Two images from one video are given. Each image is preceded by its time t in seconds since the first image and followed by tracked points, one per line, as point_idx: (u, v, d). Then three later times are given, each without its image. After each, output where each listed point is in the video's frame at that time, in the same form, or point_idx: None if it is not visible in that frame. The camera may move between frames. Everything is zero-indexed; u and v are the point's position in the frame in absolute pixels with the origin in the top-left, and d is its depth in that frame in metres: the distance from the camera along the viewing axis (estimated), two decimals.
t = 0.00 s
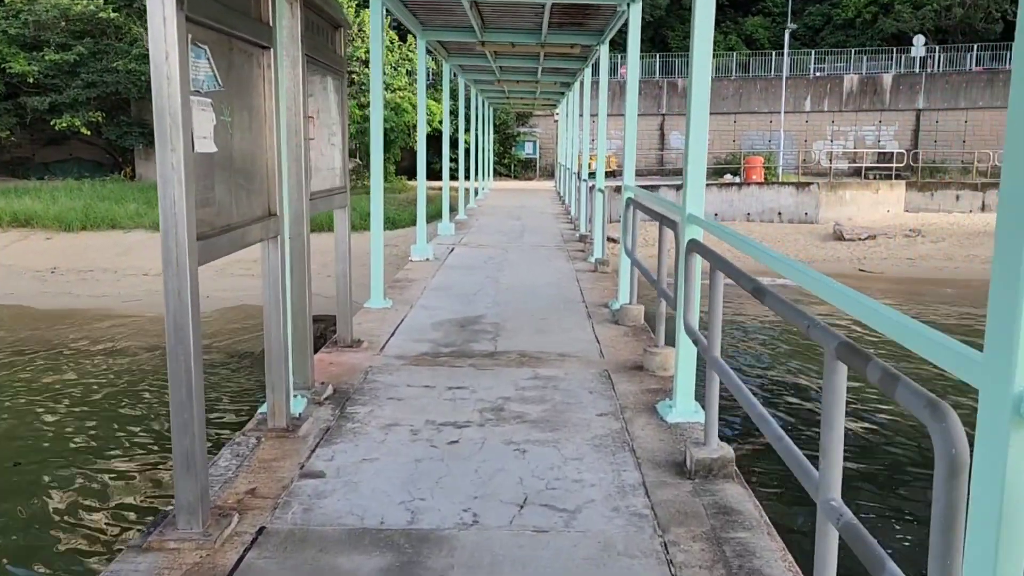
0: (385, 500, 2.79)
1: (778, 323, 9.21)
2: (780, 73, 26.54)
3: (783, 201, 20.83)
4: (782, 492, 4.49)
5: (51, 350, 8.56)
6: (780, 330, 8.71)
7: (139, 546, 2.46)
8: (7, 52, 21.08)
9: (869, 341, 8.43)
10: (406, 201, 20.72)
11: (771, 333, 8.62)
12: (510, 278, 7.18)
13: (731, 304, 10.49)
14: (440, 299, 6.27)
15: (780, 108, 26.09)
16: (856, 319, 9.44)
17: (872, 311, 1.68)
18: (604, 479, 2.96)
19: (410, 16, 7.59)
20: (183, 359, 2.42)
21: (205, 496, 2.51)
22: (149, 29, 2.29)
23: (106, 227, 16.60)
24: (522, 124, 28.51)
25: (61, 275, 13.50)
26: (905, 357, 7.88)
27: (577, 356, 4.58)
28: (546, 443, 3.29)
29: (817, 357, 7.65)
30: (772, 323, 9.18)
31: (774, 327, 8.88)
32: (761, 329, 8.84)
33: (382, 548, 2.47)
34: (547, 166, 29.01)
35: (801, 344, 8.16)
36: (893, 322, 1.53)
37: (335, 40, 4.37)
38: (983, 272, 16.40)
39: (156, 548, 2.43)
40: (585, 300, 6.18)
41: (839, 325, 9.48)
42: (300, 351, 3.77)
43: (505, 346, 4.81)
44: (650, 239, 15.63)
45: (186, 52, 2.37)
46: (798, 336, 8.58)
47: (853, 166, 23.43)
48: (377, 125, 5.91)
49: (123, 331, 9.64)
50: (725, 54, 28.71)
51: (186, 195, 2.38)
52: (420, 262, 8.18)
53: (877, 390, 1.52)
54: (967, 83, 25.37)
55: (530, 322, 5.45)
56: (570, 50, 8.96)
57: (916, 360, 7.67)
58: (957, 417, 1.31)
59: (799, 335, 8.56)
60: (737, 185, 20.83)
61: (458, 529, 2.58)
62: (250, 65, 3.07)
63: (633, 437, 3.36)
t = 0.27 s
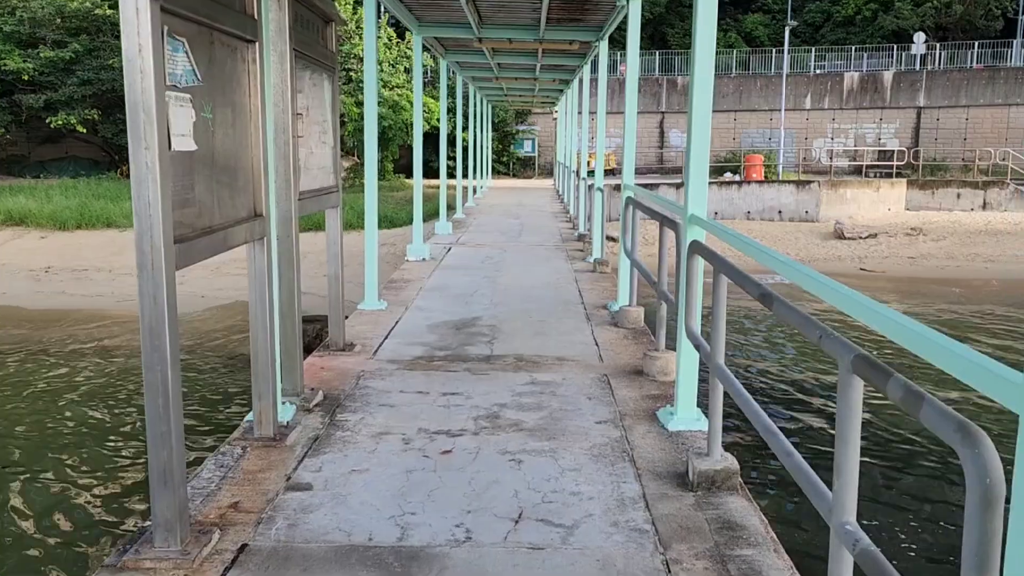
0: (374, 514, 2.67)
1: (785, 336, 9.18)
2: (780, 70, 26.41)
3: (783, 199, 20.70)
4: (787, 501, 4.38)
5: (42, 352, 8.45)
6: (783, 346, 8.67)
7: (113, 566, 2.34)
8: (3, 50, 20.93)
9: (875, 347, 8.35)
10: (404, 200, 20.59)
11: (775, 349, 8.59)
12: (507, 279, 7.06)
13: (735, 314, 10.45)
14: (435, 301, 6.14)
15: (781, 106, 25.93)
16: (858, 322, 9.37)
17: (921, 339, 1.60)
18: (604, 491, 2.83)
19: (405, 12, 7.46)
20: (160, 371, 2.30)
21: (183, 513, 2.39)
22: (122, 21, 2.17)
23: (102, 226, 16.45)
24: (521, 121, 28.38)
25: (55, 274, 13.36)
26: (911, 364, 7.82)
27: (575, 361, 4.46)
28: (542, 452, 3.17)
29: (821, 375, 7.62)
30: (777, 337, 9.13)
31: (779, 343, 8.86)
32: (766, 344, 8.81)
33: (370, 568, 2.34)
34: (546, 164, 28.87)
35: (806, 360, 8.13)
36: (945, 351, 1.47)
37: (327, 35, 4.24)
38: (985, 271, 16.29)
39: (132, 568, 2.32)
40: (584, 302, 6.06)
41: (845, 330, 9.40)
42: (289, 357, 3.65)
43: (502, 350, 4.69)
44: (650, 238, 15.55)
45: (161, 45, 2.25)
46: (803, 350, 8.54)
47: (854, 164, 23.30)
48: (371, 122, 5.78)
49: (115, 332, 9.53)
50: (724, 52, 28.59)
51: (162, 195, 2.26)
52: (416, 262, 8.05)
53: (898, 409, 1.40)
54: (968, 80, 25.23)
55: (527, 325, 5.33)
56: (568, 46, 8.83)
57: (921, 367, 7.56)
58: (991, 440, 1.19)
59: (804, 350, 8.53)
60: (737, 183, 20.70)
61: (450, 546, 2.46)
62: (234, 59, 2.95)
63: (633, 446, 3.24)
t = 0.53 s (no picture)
0: (369, 533, 2.53)
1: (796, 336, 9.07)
2: (780, 68, 26.28)
3: (784, 197, 20.56)
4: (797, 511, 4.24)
5: (33, 353, 8.33)
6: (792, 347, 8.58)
7: None
8: None
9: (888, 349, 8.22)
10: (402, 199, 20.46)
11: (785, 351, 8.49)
12: (507, 280, 6.92)
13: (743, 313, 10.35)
14: (433, 303, 6.01)
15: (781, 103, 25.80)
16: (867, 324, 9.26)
17: (946, 345, 1.46)
18: (610, 507, 2.70)
19: (403, 8, 7.32)
20: (140, 384, 2.16)
21: (166, 533, 2.25)
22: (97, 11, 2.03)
23: (98, 226, 16.30)
24: (519, 120, 28.24)
25: (50, 275, 13.22)
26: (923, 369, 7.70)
27: (577, 365, 4.33)
28: (545, 464, 3.04)
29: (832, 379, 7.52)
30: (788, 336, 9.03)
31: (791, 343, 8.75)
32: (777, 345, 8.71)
33: None
34: (545, 163, 28.72)
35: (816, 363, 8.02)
36: (980, 359, 1.35)
37: (320, 30, 4.09)
38: (988, 270, 16.17)
39: None
40: (586, 303, 5.93)
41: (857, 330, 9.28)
42: (282, 363, 3.51)
43: (502, 354, 4.56)
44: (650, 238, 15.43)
45: (139, 38, 2.11)
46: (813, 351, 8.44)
47: (855, 162, 23.17)
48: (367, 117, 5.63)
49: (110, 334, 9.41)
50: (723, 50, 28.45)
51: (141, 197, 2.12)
52: (415, 262, 7.91)
53: (944, 435, 1.26)
54: (969, 77, 25.11)
55: (528, 328, 5.19)
56: (568, 43, 8.68)
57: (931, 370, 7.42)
58: None
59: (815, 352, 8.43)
60: (737, 181, 20.58)
61: (449, 568, 2.32)
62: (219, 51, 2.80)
63: (641, 456, 3.11)
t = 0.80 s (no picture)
0: (369, 559, 2.39)
1: (802, 335, 8.97)
2: (781, 65, 26.11)
3: (786, 195, 20.41)
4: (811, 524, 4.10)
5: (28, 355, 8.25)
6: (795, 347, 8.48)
7: None
8: None
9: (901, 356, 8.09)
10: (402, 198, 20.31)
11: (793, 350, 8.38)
12: (509, 283, 6.78)
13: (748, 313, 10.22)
14: (435, 306, 5.87)
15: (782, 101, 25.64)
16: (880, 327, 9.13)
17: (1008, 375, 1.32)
18: (624, 530, 2.56)
19: (403, 6, 7.17)
20: (124, 408, 2.02)
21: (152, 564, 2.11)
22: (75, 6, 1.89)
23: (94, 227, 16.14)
24: (519, 118, 28.08)
25: (46, 276, 13.07)
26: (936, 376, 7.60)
27: (584, 374, 4.18)
28: (554, 482, 2.90)
29: (839, 379, 7.42)
30: (793, 337, 8.92)
31: (798, 344, 8.63)
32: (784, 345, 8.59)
33: None
34: (545, 161, 28.54)
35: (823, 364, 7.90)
36: None
37: (318, 28, 3.95)
38: (993, 268, 16.03)
39: None
40: (591, 307, 5.80)
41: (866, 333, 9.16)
42: (279, 375, 3.36)
43: (506, 362, 4.41)
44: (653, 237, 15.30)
45: (121, 36, 1.96)
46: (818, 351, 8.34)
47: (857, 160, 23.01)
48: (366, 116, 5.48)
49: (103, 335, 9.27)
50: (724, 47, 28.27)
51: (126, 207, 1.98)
52: (414, 264, 7.76)
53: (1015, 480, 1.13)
54: (972, 74, 24.95)
55: (532, 333, 5.06)
56: (571, 40, 8.53)
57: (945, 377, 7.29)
58: None
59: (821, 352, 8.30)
60: (739, 179, 20.44)
61: None
62: (211, 51, 2.65)
63: (654, 473, 2.97)
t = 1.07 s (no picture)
0: None
1: (812, 332, 8.84)
2: (783, 63, 25.97)
3: (789, 193, 20.27)
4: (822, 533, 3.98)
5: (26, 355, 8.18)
6: (803, 344, 8.35)
7: None
8: None
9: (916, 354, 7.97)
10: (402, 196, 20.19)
11: (802, 348, 8.25)
12: (510, 283, 6.66)
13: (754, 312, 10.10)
14: (436, 307, 5.76)
15: (784, 98, 25.51)
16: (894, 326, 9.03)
17: None
18: (633, 545, 2.44)
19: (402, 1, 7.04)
20: (103, 421, 1.90)
21: None
22: None
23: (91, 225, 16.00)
24: (519, 116, 27.93)
25: (42, 275, 12.94)
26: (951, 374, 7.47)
27: (589, 378, 4.06)
28: (559, 494, 2.78)
29: (846, 376, 7.33)
30: (802, 333, 8.80)
31: (806, 340, 8.52)
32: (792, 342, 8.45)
33: None
34: (545, 159, 28.40)
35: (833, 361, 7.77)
36: None
37: (314, 21, 3.82)
38: (997, 267, 15.92)
39: None
40: (595, 308, 5.68)
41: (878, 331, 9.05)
42: (273, 381, 3.24)
43: (508, 365, 4.30)
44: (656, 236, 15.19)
45: (100, 25, 1.84)
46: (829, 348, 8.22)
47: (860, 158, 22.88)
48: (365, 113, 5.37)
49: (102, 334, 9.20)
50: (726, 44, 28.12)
51: (105, 206, 1.85)
52: (414, 264, 7.64)
53: None
54: (975, 72, 24.81)
55: (534, 335, 4.94)
56: (573, 36, 8.39)
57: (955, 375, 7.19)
58: None
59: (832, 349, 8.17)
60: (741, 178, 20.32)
61: None
62: (200, 43, 2.52)
63: (663, 484, 2.85)
